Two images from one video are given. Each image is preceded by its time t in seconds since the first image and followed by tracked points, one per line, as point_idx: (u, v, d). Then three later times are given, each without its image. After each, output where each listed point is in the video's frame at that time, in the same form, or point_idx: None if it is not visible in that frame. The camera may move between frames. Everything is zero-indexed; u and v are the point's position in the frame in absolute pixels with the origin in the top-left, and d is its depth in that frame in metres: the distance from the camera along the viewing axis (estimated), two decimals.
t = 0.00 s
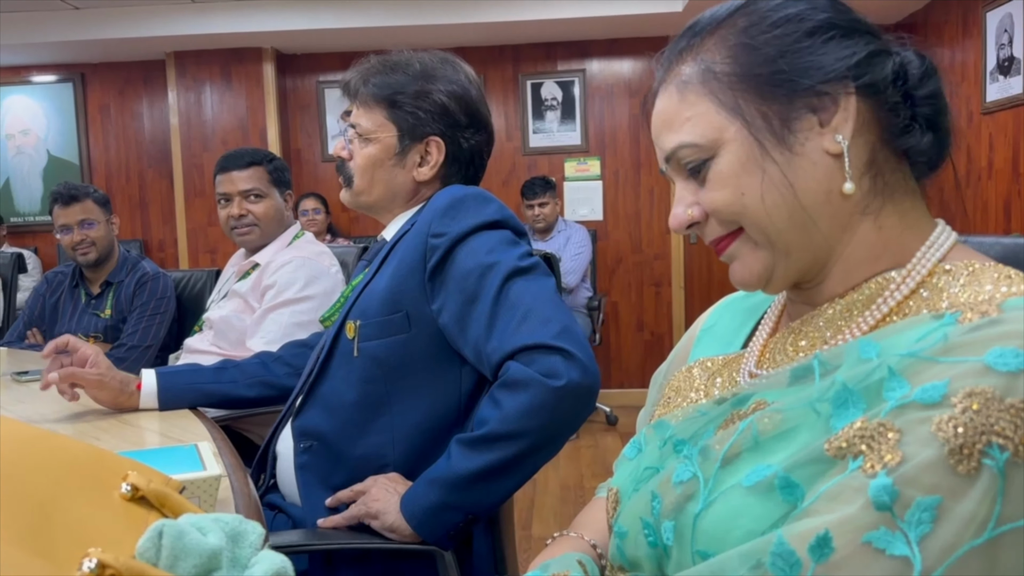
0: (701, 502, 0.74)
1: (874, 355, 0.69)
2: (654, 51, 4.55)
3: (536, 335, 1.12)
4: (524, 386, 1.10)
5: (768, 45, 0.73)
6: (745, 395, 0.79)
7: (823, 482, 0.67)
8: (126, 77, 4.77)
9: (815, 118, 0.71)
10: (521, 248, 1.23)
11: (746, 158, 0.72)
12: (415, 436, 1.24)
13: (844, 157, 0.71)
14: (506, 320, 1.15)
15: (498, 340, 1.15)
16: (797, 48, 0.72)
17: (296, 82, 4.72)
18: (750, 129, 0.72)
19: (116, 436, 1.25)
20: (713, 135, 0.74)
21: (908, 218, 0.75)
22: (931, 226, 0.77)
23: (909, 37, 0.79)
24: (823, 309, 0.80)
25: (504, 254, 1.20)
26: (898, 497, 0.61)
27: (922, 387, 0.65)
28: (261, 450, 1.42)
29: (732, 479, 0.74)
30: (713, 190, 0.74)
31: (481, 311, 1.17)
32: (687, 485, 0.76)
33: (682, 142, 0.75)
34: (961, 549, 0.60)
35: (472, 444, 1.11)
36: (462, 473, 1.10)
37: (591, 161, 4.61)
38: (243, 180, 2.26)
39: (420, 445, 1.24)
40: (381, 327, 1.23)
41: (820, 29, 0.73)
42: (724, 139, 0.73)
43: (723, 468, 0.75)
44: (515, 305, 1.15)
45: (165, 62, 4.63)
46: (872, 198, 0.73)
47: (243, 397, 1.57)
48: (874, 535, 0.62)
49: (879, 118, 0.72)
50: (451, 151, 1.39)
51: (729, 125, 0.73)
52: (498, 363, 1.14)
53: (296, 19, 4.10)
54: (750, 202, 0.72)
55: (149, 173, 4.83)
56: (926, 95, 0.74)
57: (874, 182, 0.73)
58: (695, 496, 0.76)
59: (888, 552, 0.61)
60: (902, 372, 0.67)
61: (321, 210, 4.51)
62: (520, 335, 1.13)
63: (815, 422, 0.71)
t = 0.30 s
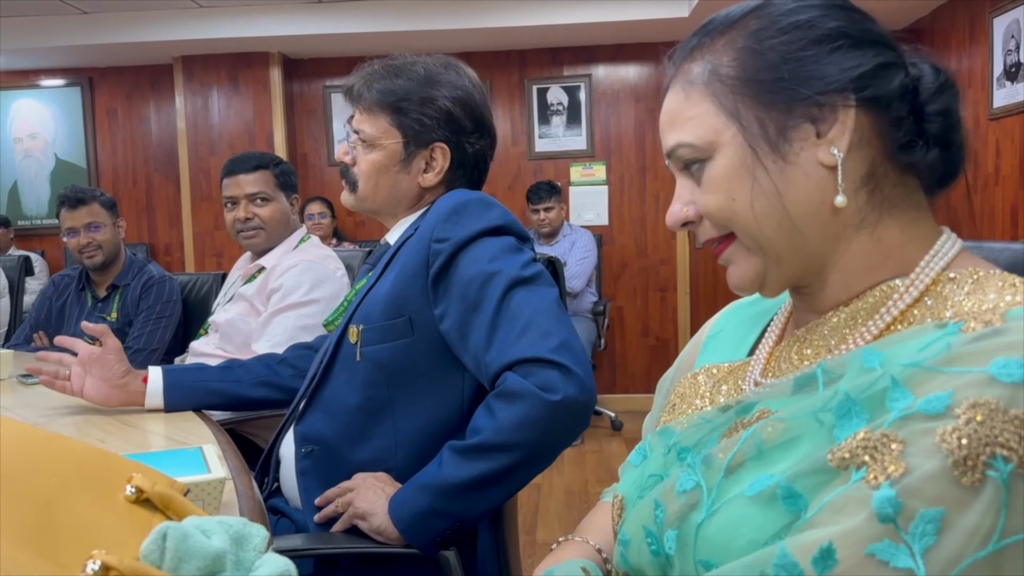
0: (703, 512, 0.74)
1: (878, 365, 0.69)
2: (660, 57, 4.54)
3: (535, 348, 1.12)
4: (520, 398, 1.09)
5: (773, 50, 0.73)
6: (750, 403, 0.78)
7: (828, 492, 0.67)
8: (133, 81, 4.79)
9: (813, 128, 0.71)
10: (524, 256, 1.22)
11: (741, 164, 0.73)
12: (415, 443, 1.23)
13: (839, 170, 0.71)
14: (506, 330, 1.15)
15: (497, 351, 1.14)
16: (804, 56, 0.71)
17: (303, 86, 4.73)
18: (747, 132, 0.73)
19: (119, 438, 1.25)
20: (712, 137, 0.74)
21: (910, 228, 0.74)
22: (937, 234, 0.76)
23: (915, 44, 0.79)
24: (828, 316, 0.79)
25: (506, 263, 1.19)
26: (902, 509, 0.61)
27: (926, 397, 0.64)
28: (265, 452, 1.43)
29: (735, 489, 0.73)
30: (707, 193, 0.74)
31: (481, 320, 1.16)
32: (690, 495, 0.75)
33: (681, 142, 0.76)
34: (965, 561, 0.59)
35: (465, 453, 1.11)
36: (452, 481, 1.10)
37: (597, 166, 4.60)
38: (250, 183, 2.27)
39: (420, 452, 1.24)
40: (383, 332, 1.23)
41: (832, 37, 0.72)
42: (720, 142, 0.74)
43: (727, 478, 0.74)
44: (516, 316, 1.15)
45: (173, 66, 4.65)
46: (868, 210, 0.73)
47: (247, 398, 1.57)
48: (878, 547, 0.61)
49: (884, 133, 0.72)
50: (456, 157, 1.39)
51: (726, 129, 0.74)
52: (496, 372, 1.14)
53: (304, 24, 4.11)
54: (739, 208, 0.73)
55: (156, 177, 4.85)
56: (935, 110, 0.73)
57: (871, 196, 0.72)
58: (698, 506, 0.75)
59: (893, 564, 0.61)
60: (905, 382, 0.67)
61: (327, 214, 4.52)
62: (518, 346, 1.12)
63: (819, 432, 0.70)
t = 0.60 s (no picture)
0: (719, 507, 0.74)
1: (896, 364, 0.69)
2: (666, 61, 4.55)
3: (559, 343, 1.12)
4: (546, 391, 1.09)
5: (820, 43, 0.72)
6: (769, 400, 0.78)
7: (841, 488, 0.67)
8: (140, 84, 4.81)
9: (834, 129, 0.71)
10: (542, 255, 1.23)
11: (757, 148, 0.75)
12: (435, 441, 1.23)
13: (849, 177, 0.71)
14: (528, 328, 1.15)
15: (520, 347, 1.14)
16: (839, 56, 0.70)
17: (308, 89, 4.75)
18: (769, 118, 0.74)
19: (126, 437, 1.26)
20: (740, 118, 0.77)
21: (936, 234, 0.73)
22: (968, 239, 0.75)
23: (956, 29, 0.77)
24: (851, 316, 0.79)
25: (525, 262, 1.20)
26: (915, 506, 0.61)
27: (943, 397, 0.64)
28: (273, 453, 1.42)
29: (751, 485, 0.73)
30: (726, 171, 0.78)
31: (503, 317, 1.17)
32: (706, 490, 0.76)
33: (716, 114, 0.79)
34: (978, 559, 0.59)
35: (493, 447, 1.11)
36: (483, 476, 1.10)
37: (601, 169, 4.61)
38: (254, 186, 2.28)
39: (440, 449, 1.24)
40: (402, 332, 1.23)
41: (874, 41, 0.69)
42: (745, 124, 0.76)
43: (744, 473, 0.74)
44: (537, 313, 1.15)
45: (179, 69, 4.67)
46: (886, 216, 0.72)
47: (251, 398, 1.58)
48: (890, 543, 0.61)
49: (913, 144, 0.70)
50: (467, 157, 1.39)
51: (753, 112, 0.76)
52: (520, 368, 1.14)
53: (310, 26, 4.12)
54: (746, 188, 0.76)
55: (161, 180, 4.87)
56: (979, 133, 0.69)
57: (889, 205, 0.72)
58: (714, 501, 0.75)
59: (903, 560, 0.61)
60: (923, 381, 0.66)
61: (331, 216, 4.53)
62: (542, 342, 1.13)
63: (837, 430, 0.70)
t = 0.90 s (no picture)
0: (707, 509, 0.75)
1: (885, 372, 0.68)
2: (671, 63, 4.54)
3: (581, 343, 1.12)
4: (567, 389, 1.09)
5: (834, 42, 0.70)
6: (766, 405, 0.78)
7: (815, 495, 0.67)
8: (146, 85, 4.82)
9: (843, 131, 0.70)
10: (556, 257, 1.24)
11: (765, 146, 0.75)
12: (449, 441, 1.23)
13: (855, 180, 0.71)
14: (547, 328, 1.15)
15: (541, 346, 1.14)
16: (852, 55, 0.69)
17: (313, 91, 4.76)
18: (779, 115, 0.74)
19: (128, 438, 1.26)
20: (753, 115, 0.77)
21: (946, 239, 0.73)
22: (983, 242, 0.74)
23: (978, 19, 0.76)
24: (856, 322, 0.79)
25: (541, 263, 1.21)
26: (881, 514, 0.61)
27: (922, 406, 0.63)
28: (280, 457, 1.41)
29: (736, 489, 0.74)
30: (737, 169, 0.78)
31: (522, 318, 1.17)
32: (698, 493, 0.77)
33: (731, 111, 0.80)
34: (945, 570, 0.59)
35: (513, 446, 1.11)
36: (507, 474, 1.10)
37: (606, 171, 4.61)
38: (259, 187, 2.28)
39: (455, 450, 1.24)
40: (418, 333, 1.23)
41: (888, 40, 0.68)
42: (756, 122, 0.76)
43: (733, 477, 0.75)
44: (556, 313, 1.15)
45: (184, 71, 4.68)
46: (893, 220, 0.72)
47: (246, 400, 1.57)
48: (855, 551, 0.61)
49: (924, 148, 0.69)
50: (469, 157, 1.39)
51: (765, 109, 0.76)
52: (541, 367, 1.14)
53: (315, 28, 4.13)
54: (752, 187, 0.77)
55: (166, 181, 4.88)
56: (998, 138, 0.68)
57: (897, 210, 0.71)
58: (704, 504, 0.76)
59: (868, 569, 0.60)
60: (906, 390, 0.66)
61: (335, 217, 4.53)
62: (564, 341, 1.13)
63: (821, 437, 0.70)
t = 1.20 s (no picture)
0: (688, 507, 0.76)
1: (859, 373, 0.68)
2: (673, 64, 4.54)
3: (594, 340, 1.13)
4: (584, 384, 1.09)
5: (828, 44, 0.70)
6: (752, 405, 0.78)
7: (778, 494, 0.67)
8: (149, 86, 4.82)
9: (838, 134, 0.70)
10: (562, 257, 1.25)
11: (760, 151, 0.76)
12: (460, 439, 1.23)
13: (850, 183, 0.71)
14: (561, 325, 1.16)
15: (555, 343, 1.15)
16: (845, 57, 0.69)
17: (315, 91, 4.76)
18: (774, 120, 0.75)
19: (128, 439, 1.26)
20: (748, 120, 0.77)
21: (943, 242, 0.72)
22: (985, 242, 0.73)
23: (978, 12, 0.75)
24: (851, 322, 0.80)
25: (549, 263, 1.21)
26: (832, 514, 0.60)
27: (884, 407, 0.63)
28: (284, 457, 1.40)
29: (715, 487, 0.74)
30: (735, 173, 0.79)
31: (533, 316, 1.17)
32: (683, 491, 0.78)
33: (730, 116, 0.80)
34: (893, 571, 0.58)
35: (530, 442, 1.10)
36: (527, 470, 1.09)
37: (608, 172, 4.61)
38: (260, 187, 2.27)
39: (466, 449, 1.24)
40: (427, 333, 1.22)
41: (883, 41, 0.67)
42: (752, 126, 0.77)
43: (712, 476, 0.76)
44: (568, 311, 1.16)
45: (186, 71, 4.69)
46: (890, 223, 0.72)
47: (234, 403, 1.55)
48: (806, 550, 0.61)
49: (920, 150, 0.69)
50: (460, 155, 1.39)
51: (760, 113, 0.76)
52: (556, 364, 1.14)
53: (317, 29, 4.13)
54: (750, 192, 0.77)
55: (169, 181, 4.88)
56: (1000, 138, 0.67)
57: (895, 212, 0.71)
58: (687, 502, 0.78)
59: (817, 568, 0.60)
60: (873, 392, 0.65)
61: (337, 217, 4.53)
62: (578, 338, 1.13)
63: (793, 438, 0.70)
